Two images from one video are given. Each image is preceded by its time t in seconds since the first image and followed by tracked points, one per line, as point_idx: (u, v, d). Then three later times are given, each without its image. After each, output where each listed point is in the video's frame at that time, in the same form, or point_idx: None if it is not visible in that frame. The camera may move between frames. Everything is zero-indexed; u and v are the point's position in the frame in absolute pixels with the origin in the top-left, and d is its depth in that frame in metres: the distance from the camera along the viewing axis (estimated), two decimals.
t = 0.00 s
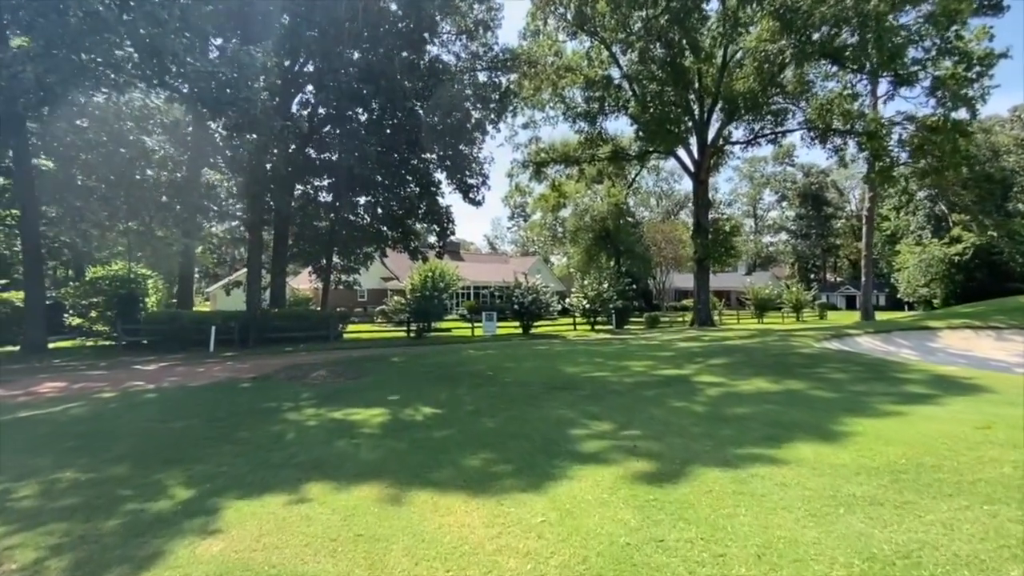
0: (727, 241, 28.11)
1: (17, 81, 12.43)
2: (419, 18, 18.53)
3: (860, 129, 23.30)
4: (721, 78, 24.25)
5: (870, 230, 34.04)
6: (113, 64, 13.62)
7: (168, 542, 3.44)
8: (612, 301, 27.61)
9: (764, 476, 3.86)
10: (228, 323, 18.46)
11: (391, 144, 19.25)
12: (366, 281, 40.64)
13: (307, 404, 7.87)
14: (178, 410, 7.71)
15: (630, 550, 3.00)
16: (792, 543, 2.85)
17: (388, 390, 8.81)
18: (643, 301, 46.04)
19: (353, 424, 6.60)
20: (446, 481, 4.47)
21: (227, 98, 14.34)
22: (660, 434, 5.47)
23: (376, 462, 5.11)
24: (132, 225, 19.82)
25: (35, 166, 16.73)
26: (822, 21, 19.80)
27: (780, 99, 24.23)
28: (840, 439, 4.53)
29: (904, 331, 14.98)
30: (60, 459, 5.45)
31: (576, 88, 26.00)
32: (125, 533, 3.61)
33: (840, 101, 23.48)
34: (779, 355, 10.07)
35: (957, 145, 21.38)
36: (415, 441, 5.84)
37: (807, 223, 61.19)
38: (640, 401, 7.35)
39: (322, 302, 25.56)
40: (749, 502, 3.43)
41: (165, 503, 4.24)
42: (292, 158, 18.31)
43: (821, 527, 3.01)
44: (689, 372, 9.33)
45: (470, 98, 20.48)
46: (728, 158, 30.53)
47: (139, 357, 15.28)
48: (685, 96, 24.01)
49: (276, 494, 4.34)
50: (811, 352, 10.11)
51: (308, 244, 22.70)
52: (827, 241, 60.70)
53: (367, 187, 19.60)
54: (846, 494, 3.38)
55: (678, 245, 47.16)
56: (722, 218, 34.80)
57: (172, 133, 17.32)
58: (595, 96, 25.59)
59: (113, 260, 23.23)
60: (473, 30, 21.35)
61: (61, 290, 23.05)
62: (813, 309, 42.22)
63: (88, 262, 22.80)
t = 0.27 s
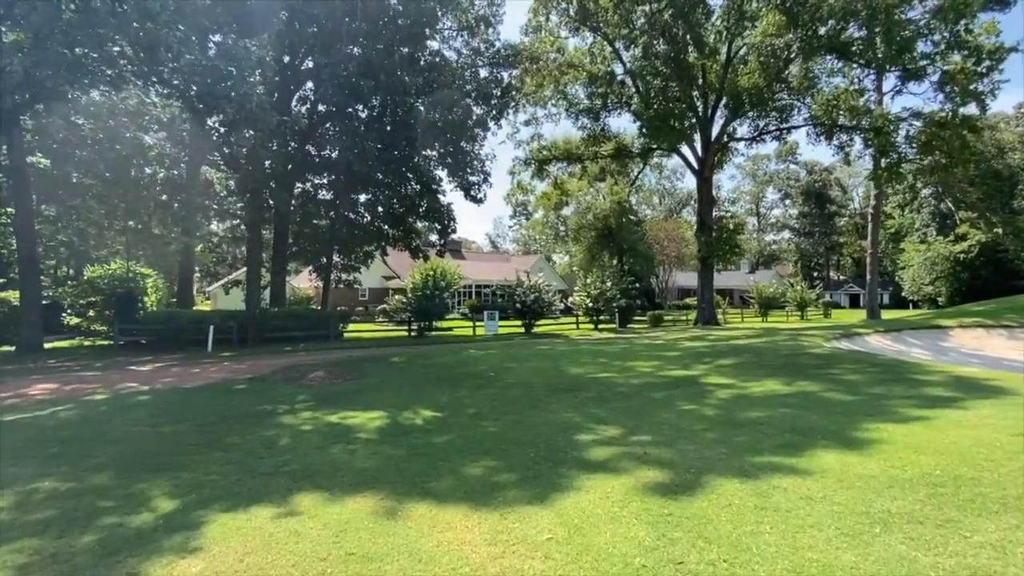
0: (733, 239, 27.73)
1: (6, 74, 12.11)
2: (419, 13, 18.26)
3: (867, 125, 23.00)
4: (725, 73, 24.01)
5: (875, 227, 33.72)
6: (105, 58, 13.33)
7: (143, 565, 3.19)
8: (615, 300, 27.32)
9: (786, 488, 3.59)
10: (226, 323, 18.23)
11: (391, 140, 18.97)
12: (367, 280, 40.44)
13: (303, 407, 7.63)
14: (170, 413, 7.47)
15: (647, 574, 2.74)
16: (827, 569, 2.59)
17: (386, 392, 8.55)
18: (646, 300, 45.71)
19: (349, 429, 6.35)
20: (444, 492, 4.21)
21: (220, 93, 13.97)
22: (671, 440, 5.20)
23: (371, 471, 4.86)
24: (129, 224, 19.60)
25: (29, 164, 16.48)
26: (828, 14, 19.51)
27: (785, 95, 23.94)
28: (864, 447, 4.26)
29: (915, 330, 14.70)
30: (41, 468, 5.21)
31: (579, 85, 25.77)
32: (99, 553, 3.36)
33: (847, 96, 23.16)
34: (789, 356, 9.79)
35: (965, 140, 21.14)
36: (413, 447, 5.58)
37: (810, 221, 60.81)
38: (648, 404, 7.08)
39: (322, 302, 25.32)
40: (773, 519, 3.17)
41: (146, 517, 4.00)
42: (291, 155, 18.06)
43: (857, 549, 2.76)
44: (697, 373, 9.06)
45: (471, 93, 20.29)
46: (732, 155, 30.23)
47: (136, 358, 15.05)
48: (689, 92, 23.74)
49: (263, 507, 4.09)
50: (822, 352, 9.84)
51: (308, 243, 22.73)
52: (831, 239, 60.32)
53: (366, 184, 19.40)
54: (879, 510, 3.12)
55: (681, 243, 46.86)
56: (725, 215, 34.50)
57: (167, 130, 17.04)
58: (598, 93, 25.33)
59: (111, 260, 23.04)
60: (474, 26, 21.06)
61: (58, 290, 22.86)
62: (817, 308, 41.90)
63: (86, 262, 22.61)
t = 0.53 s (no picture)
0: (736, 238, 27.41)
1: None
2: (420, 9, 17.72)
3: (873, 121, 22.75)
4: (728, 70, 23.88)
5: (879, 225, 33.54)
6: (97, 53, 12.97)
7: None
8: (617, 300, 26.99)
9: (814, 504, 3.31)
10: (223, 323, 17.96)
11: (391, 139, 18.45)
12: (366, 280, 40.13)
13: (296, 411, 7.32)
14: (156, 418, 7.15)
15: None
16: None
17: (383, 395, 8.26)
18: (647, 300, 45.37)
19: (342, 435, 6.04)
20: (442, 506, 3.91)
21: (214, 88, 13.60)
22: (683, 448, 4.90)
23: (364, 481, 4.56)
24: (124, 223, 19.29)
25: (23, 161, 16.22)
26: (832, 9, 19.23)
27: (790, 92, 23.69)
28: (891, 457, 3.98)
29: (926, 330, 14.41)
30: (16, 478, 4.92)
31: (580, 83, 25.50)
32: None
33: (852, 93, 22.89)
34: (799, 357, 9.49)
35: (974, 137, 21.14)
36: (409, 455, 5.28)
37: (812, 221, 60.41)
38: (655, 408, 6.79)
39: (320, 302, 25.01)
40: (801, 541, 2.90)
41: (119, 534, 3.70)
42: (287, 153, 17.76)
43: None
44: (705, 375, 8.76)
45: (471, 90, 20.05)
46: (735, 153, 29.93)
47: (129, 359, 14.75)
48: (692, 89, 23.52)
49: (247, 523, 3.78)
50: (833, 353, 9.53)
51: (306, 243, 22.59)
52: (833, 238, 59.99)
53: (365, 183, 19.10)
54: (920, 534, 2.86)
55: (681, 243, 46.55)
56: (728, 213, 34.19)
57: (161, 127, 16.70)
58: (600, 91, 25.04)
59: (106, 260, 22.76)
60: (474, 23, 20.76)
61: (53, 290, 22.56)
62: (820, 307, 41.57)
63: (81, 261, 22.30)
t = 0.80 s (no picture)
0: (737, 237, 27.13)
1: None
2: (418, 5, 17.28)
3: (876, 118, 22.52)
4: (729, 66, 23.72)
5: (881, 223, 33.32)
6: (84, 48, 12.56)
7: None
8: (617, 300, 26.72)
9: (845, 531, 3.03)
10: (217, 324, 17.60)
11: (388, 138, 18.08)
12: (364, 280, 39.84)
13: (286, 419, 7.00)
14: (140, 426, 6.83)
15: None
16: None
17: (378, 401, 7.95)
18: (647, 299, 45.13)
19: (333, 445, 5.73)
20: (437, 528, 3.61)
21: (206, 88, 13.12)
22: (694, 461, 4.60)
23: (354, 498, 4.26)
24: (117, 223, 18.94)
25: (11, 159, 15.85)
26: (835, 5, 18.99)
27: (792, 89, 23.46)
28: (924, 476, 3.70)
29: (934, 331, 14.18)
30: None
31: (580, 81, 25.25)
32: None
33: (855, 90, 22.66)
34: (808, 359, 9.22)
35: (980, 134, 20.90)
36: (403, 468, 4.97)
37: (812, 219, 60.17)
38: (662, 415, 6.49)
39: (317, 302, 24.67)
40: None
41: (83, 561, 3.38)
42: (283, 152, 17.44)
43: None
44: (712, 380, 8.47)
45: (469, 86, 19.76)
46: (736, 151, 29.67)
47: (120, 361, 14.43)
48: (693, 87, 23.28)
49: (223, 549, 3.47)
50: (844, 356, 9.24)
51: (302, 243, 22.33)
52: (833, 237, 59.78)
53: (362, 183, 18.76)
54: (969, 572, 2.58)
55: (681, 243, 46.31)
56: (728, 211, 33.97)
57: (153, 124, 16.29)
58: (599, 88, 24.78)
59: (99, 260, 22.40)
60: (473, 19, 20.42)
61: (45, 290, 22.20)
62: (821, 307, 41.35)
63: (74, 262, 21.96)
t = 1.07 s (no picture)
0: (738, 236, 26.84)
1: None
2: None
3: (880, 115, 22.24)
4: (730, 63, 23.57)
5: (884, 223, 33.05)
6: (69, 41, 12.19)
7: None
8: (618, 300, 26.39)
9: (878, 557, 2.73)
10: (210, 326, 17.18)
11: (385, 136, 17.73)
12: (362, 280, 39.55)
13: (273, 424, 6.69)
14: (119, 432, 6.51)
15: None
16: None
17: (370, 405, 7.64)
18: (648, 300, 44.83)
19: (319, 454, 5.42)
20: (427, 549, 3.29)
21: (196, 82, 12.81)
22: (703, 472, 4.29)
23: (339, 512, 3.93)
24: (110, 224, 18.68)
25: None
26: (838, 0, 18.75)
27: (794, 86, 23.20)
28: (958, 492, 3.40)
29: (943, 331, 13.89)
30: None
31: (579, 78, 24.98)
32: None
33: (859, 87, 22.42)
34: (817, 361, 8.90)
35: (986, 131, 20.61)
36: (393, 479, 4.65)
37: (812, 219, 59.92)
38: (667, 420, 6.19)
39: (314, 303, 24.34)
40: None
41: None
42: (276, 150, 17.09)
43: None
44: (718, 382, 8.16)
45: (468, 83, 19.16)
46: (738, 149, 29.38)
47: (109, 363, 14.08)
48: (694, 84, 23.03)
49: (187, 573, 3.15)
50: (854, 357, 8.93)
51: (298, 241, 22.10)
52: (834, 237, 59.53)
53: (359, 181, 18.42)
54: None
55: (681, 243, 46.07)
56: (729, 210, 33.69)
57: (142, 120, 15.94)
58: (599, 85, 24.54)
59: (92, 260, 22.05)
60: (471, 16, 20.05)
61: (36, 291, 21.82)
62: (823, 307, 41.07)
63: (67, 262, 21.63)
